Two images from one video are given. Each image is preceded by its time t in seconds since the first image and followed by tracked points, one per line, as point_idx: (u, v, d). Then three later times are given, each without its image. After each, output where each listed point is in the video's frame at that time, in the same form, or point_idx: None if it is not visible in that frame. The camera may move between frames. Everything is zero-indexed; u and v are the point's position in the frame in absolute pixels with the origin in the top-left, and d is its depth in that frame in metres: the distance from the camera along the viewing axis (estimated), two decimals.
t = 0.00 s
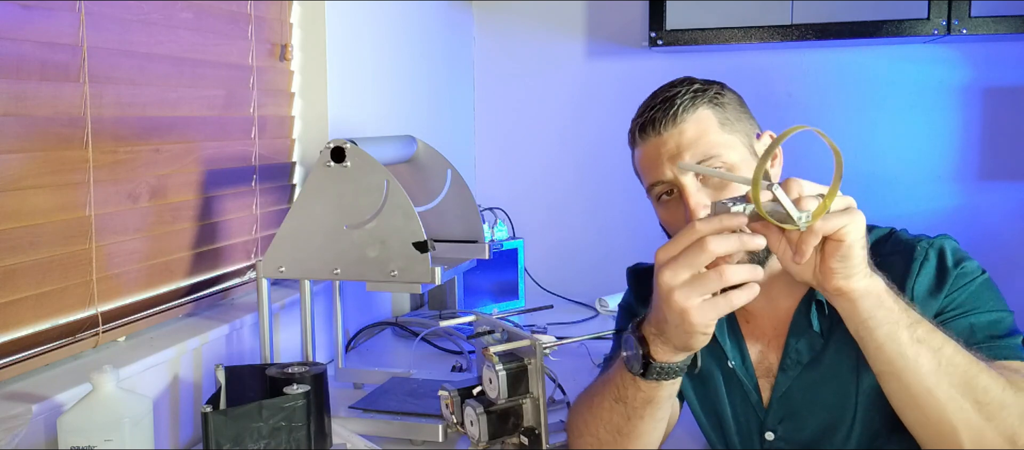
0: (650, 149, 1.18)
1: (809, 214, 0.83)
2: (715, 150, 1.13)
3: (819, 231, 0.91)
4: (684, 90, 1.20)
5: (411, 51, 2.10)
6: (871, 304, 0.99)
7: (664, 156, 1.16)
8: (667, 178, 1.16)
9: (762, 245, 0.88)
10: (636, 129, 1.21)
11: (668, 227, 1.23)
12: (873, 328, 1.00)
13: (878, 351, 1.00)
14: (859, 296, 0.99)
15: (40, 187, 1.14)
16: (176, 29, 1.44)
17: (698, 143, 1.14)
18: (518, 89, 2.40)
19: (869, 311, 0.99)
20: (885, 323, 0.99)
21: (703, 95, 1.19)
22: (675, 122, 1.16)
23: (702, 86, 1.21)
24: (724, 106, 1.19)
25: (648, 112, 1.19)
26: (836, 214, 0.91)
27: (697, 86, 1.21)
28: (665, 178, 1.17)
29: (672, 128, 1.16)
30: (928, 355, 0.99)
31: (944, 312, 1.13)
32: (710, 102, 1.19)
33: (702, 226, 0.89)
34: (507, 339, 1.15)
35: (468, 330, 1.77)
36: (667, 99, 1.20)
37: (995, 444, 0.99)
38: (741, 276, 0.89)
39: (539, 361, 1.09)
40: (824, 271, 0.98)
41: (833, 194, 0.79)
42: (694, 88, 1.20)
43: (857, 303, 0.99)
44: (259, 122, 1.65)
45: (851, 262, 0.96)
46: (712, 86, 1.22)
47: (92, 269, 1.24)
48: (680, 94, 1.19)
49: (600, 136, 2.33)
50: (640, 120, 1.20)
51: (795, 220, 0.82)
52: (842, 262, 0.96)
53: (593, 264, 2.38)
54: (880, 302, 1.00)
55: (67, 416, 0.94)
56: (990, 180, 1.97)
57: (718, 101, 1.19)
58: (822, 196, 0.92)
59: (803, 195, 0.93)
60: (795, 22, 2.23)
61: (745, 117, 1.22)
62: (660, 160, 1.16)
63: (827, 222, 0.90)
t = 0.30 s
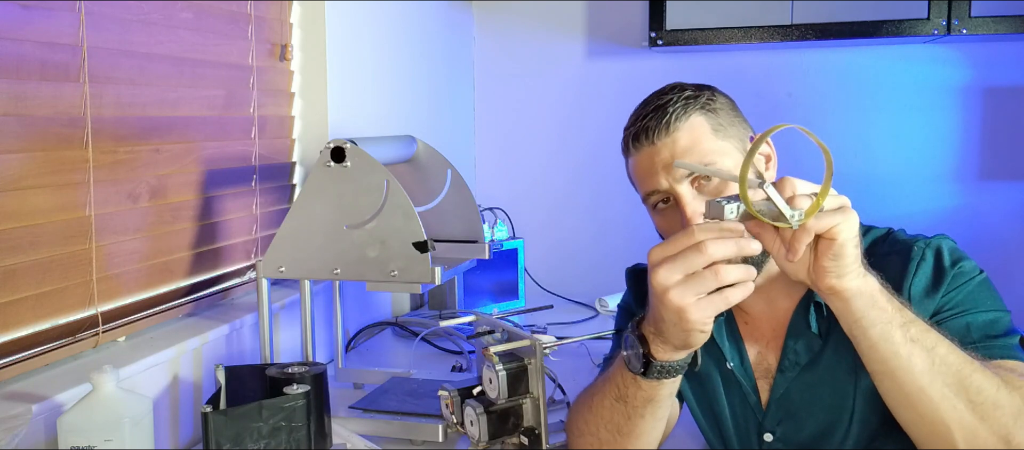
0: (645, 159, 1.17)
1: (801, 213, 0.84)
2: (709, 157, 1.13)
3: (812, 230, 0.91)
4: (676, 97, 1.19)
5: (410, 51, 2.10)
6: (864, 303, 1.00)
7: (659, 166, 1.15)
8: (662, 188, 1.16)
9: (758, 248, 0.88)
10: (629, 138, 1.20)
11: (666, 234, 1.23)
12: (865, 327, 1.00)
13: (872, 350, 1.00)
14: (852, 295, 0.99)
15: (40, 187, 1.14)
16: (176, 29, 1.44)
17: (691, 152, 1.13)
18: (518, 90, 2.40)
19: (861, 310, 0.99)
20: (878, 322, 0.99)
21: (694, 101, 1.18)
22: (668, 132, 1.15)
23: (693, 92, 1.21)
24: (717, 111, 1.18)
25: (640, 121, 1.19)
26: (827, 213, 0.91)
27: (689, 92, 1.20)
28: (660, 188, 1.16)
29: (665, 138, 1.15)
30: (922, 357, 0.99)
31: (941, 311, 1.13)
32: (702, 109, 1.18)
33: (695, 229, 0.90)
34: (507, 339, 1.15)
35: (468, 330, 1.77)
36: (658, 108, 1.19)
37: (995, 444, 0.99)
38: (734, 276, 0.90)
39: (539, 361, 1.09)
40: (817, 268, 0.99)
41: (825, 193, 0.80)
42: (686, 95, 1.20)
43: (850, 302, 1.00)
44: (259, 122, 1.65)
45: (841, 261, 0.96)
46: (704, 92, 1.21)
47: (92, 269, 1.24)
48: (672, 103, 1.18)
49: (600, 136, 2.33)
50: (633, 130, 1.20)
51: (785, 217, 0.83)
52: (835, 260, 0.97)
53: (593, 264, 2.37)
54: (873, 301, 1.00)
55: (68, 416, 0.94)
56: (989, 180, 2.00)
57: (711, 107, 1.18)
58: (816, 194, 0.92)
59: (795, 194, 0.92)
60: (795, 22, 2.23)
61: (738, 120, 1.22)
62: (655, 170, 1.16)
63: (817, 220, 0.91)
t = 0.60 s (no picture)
0: (644, 164, 1.16)
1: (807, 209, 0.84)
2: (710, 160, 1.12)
3: (818, 227, 0.91)
4: (675, 100, 1.19)
5: (410, 51, 2.10)
6: (868, 302, 0.99)
7: (659, 171, 1.15)
8: (662, 193, 1.16)
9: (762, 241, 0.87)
10: (628, 142, 1.19)
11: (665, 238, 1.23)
12: (869, 326, 1.00)
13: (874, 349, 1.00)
14: (856, 294, 0.99)
15: (40, 187, 1.14)
16: (176, 29, 1.44)
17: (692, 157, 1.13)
18: (518, 89, 2.40)
19: (865, 309, 0.99)
20: (882, 320, 0.99)
21: (694, 105, 1.18)
22: (667, 135, 1.15)
23: (692, 95, 1.20)
24: (716, 116, 1.18)
25: (639, 126, 1.18)
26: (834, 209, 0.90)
27: (688, 95, 1.20)
28: (660, 192, 1.16)
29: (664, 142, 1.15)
30: (925, 354, 0.99)
31: (942, 312, 1.13)
32: (702, 112, 1.18)
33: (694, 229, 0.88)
34: (507, 339, 1.15)
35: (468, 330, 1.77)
36: (658, 112, 1.18)
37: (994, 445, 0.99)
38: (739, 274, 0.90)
39: (539, 361, 1.09)
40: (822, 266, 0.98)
41: (833, 190, 0.79)
42: (685, 98, 1.19)
43: (854, 300, 0.99)
44: (259, 122, 1.65)
45: (846, 258, 0.96)
46: (703, 95, 1.21)
47: (92, 269, 1.24)
48: (672, 106, 1.17)
49: (600, 136, 2.33)
50: (632, 133, 1.19)
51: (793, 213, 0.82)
52: (840, 257, 0.96)
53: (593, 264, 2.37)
54: (877, 300, 1.00)
55: (67, 416, 0.94)
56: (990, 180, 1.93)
57: (709, 111, 1.18)
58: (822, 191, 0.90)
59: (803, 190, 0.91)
60: (795, 22, 2.23)
61: (737, 123, 1.22)
62: (655, 175, 1.15)
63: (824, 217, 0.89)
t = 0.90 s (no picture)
0: (644, 164, 1.16)
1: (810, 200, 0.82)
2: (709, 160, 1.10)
3: (820, 224, 0.91)
4: (675, 101, 1.19)
5: (411, 51, 2.10)
6: (869, 301, 0.98)
7: (659, 172, 1.14)
8: (661, 193, 1.15)
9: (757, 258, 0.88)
10: (628, 143, 1.19)
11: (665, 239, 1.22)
12: (870, 323, 0.98)
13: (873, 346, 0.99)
14: (856, 292, 0.97)
15: (40, 187, 1.14)
16: (176, 29, 1.44)
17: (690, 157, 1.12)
18: (518, 89, 2.40)
19: (865, 308, 0.98)
20: (882, 318, 0.98)
21: (693, 105, 1.18)
22: (667, 136, 1.15)
23: (692, 96, 1.21)
24: (715, 116, 1.19)
25: (639, 126, 1.18)
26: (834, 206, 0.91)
27: (688, 96, 1.20)
28: (659, 193, 1.15)
29: (664, 143, 1.15)
30: (925, 354, 0.98)
31: (942, 312, 1.13)
32: (701, 112, 1.19)
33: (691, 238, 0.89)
34: (507, 339, 1.15)
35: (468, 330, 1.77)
36: (657, 113, 1.19)
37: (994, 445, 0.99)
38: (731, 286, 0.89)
39: (539, 361, 1.09)
40: (823, 263, 0.97)
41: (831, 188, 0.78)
42: (685, 98, 1.20)
43: (854, 299, 0.98)
44: (259, 122, 1.65)
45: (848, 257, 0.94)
46: (703, 95, 1.21)
47: (92, 269, 1.24)
48: (671, 107, 1.18)
49: (601, 136, 2.33)
50: (632, 134, 1.19)
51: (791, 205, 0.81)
52: (842, 254, 0.95)
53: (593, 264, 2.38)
54: (878, 298, 0.98)
55: (67, 416, 0.94)
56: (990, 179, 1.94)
57: (709, 112, 1.19)
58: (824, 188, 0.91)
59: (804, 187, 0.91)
60: (795, 22, 2.23)
61: (736, 124, 1.23)
62: (654, 176, 1.15)
63: (825, 215, 0.90)
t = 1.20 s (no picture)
0: (650, 159, 1.20)
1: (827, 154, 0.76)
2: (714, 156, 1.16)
3: (834, 179, 0.88)
4: (681, 96, 1.23)
5: (411, 51, 2.10)
6: (882, 259, 0.94)
7: (664, 165, 1.18)
8: (665, 187, 1.19)
9: (756, 376, 0.79)
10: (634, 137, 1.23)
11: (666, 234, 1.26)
12: (885, 282, 0.94)
13: (889, 305, 0.95)
14: (869, 252, 0.94)
15: (40, 187, 1.14)
16: (176, 29, 1.44)
17: (696, 153, 1.16)
18: (519, 89, 2.40)
19: (880, 266, 0.94)
20: (898, 276, 0.94)
21: (699, 101, 1.22)
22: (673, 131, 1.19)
23: (699, 92, 1.25)
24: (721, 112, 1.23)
25: (645, 121, 1.22)
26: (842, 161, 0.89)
27: (694, 91, 1.24)
28: (664, 187, 1.19)
29: (670, 137, 1.18)
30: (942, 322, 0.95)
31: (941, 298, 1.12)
32: (706, 108, 1.23)
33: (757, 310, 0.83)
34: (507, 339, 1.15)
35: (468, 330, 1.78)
36: (664, 107, 1.23)
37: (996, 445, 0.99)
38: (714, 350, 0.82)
39: (539, 361, 1.09)
40: (836, 223, 0.94)
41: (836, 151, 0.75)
42: (691, 94, 1.24)
43: (867, 258, 0.94)
44: (259, 122, 1.65)
45: (861, 212, 0.91)
46: (708, 91, 1.25)
47: (92, 269, 1.24)
48: (678, 102, 1.22)
49: (601, 137, 2.33)
50: (638, 129, 1.23)
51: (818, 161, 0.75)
52: (857, 212, 0.92)
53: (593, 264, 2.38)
54: (891, 256, 0.95)
55: (67, 416, 0.94)
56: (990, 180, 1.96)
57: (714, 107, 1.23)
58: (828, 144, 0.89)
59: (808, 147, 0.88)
60: (795, 22, 2.23)
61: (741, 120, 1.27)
62: (659, 168, 1.19)
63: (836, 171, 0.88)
